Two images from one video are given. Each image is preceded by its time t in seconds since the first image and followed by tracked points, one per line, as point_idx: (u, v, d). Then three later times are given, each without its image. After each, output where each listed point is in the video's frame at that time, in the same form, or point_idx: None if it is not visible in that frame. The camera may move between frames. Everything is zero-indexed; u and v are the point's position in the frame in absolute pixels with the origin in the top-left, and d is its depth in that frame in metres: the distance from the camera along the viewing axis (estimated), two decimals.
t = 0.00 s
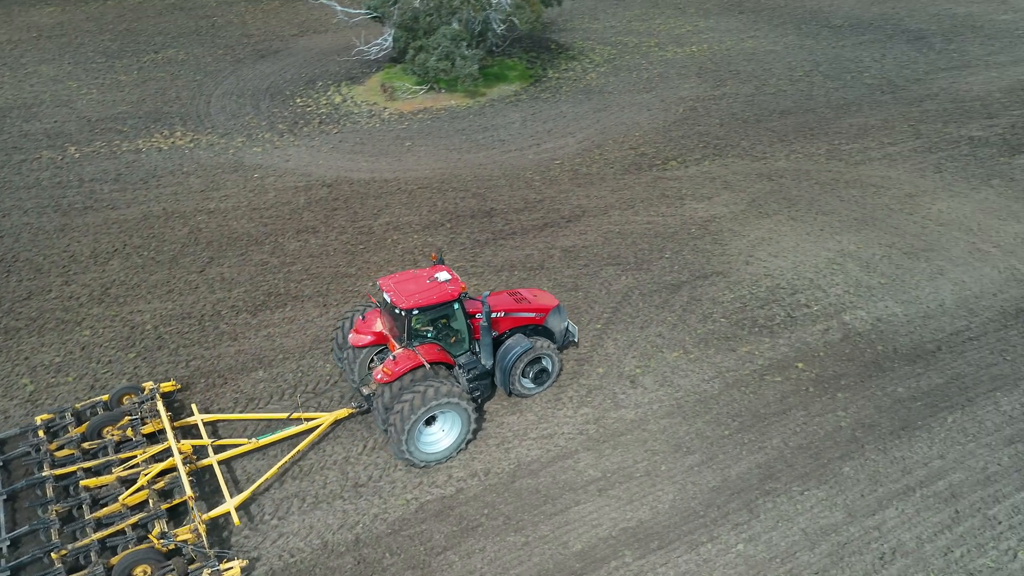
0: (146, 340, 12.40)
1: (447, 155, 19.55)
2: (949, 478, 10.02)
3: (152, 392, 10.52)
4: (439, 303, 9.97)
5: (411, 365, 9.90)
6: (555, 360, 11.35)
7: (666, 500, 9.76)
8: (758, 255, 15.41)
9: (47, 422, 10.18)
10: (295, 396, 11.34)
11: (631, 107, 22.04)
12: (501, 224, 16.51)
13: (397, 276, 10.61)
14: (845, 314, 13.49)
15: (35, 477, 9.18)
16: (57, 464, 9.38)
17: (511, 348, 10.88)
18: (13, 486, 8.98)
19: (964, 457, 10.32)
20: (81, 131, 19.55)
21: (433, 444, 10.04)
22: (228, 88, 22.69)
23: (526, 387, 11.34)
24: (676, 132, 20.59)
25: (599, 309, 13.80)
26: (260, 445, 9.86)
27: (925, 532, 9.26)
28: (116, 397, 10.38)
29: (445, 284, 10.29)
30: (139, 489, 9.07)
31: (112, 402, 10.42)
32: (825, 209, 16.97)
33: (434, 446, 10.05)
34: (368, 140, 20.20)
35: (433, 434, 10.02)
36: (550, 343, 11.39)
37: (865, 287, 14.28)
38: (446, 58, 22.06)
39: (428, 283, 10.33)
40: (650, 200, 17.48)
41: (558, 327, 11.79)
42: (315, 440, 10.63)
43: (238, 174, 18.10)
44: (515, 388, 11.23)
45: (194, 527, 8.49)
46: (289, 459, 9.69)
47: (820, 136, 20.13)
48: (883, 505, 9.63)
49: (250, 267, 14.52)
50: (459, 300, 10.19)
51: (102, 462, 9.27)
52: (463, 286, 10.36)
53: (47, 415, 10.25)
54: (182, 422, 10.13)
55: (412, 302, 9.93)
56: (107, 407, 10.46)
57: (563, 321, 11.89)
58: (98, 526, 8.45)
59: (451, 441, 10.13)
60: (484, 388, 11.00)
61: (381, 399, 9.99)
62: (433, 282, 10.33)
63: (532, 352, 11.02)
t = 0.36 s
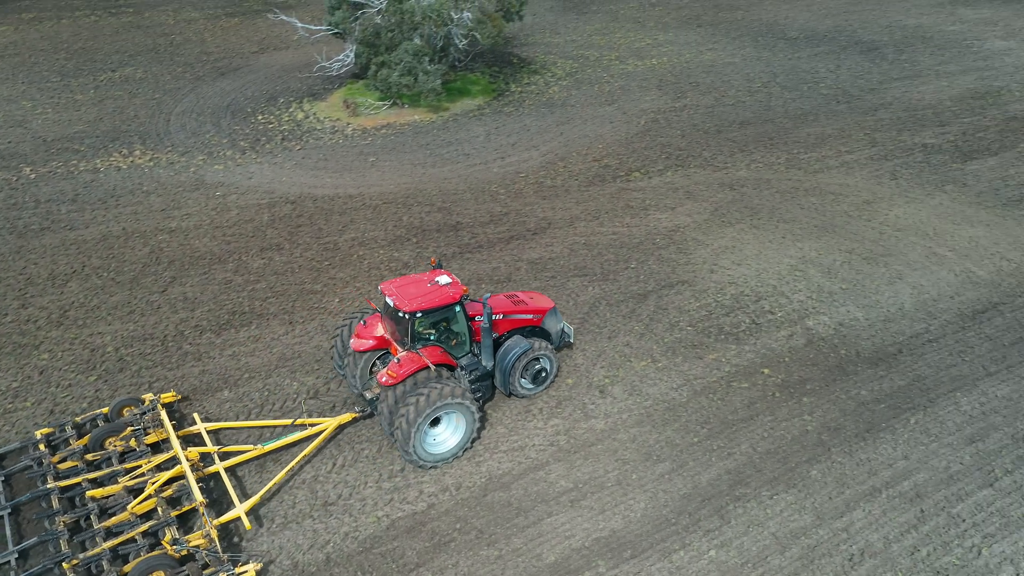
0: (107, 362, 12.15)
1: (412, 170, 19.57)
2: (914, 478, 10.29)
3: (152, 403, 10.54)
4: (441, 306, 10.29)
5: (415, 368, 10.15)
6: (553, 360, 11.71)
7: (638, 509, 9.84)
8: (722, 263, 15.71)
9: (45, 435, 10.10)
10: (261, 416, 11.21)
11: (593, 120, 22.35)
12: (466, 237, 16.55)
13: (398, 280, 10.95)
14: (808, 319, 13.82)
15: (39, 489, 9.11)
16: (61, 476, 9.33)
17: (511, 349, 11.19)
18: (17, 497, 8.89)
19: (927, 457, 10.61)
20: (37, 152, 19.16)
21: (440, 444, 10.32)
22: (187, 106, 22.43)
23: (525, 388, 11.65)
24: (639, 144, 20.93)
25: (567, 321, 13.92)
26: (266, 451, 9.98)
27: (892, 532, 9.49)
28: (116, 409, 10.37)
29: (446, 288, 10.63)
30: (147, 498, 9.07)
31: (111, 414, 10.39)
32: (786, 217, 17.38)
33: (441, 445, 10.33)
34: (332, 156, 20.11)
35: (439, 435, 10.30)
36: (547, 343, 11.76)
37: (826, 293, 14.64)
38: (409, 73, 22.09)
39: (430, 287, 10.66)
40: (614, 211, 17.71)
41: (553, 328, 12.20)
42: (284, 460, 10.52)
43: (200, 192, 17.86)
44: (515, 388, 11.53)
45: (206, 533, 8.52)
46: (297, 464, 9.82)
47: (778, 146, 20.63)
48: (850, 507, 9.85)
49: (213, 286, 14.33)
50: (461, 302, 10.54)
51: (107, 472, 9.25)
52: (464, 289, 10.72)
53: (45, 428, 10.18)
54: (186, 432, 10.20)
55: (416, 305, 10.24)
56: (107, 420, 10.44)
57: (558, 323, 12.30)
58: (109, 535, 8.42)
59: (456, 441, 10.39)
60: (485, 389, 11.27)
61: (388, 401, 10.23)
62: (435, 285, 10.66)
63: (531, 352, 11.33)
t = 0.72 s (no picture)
0: (70, 384, 11.90)
1: (380, 183, 19.53)
2: (882, 480, 10.52)
3: (155, 410, 10.54)
4: (445, 306, 10.61)
5: (420, 367, 10.35)
6: (553, 360, 12.00)
7: (613, 518, 9.90)
8: (690, 271, 15.95)
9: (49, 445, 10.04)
10: (230, 435, 11.05)
11: (560, 131, 22.57)
12: (436, 250, 16.55)
13: (401, 284, 11.26)
14: (776, 325, 14.09)
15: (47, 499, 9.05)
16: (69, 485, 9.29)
17: (511, 349, 11.52)
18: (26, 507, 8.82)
19: (895, 459, 10.87)
20: None
21: (447, 443, 10.63)
22: (150, 122, 22.15)
23: (526, 387, 11.96)
24: (606, 154, 21.19)
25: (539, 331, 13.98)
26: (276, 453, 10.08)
27: (863, 534, 9.68)
28: (120, 417, 10.35)
29: (448, 289, 10.95)
30: (158, 503, 9.06)
31: (115, 422, 10.36)
32: (752, 225, 17.72)
33: (448, 445, 10.64)
34: (298, 171, 19.98)
35: (445, 435, 10.59)
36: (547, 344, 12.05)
37: (793, 298, 14.94)
38: (375, 87, 22.10)
39: (432, 289, 10.98)
40: (582, 222, 17.88)
41: (552, 329, 12.47)
42: (254, 478, 10.40)
43: (164, 209, 17.62)
44: (517, 388, 11.84)
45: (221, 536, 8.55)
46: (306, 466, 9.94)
47: (743, 155, 21.04)
48: (822, 510, 10.03)
49: (179, 303, 14.13)
50: (463, 303, 10.85)
51: (116, 479, 9.23)
52: (466, 291, 11.06)
53: (48, 439, 10.12)
54: (191, 437, 10.25)
55: (419, 306, 10.53)
56: (110, 428, 10.43)
57: (557, 324, 12.58)
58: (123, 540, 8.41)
59: (462, 440, 10.70)
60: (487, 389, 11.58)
61: (392, 405, 10.39)
62: (437, 288, 10.97)
63: (532, 352, 11.63)
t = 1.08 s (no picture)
0: (32, 408, 11.64)
1: (348, 199, 19.45)
2: (854, 485, 10.72)
3: (159, 419, 10.67)
4: (448, 309, 10.83)
5: (425, 370, 10.57)
6: (552, 361, 12.28)
7: (589, 530, 9.93)
8: (660, 282, 16.15)
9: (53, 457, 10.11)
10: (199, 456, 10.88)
11: (529, 145, 22.76)
12: (406, 265, 16.51)
13: (405, 288, 11.45)
14: (745, 334, 14.32)
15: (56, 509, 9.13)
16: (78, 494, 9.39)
17: (512, 352, 11.79)
18: (35, 517, 8.90)
19: (866, 464, 11.09)
20: None
21: (453, 444, 10.85)
22: (113, 141, 21.84)
23: (527, 388, 12.21)
24: (574, 168, 21.40)
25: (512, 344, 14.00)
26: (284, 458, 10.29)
27: (836, 539, 9.85)
28: (124, 427, 10.45)
29: (451, 292, 11.17)
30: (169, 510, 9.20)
31: (119, 432, 10.47)
32: (720, 235, 18.02)
33: (454, 445, 10.85)
34: (265, 188, 19.81)
35: (450, 435, 10.81)
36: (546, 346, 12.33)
37: (762, 307, 15.20)
38: (342, 103, 22.08)
39: (435, 292, 11.18)
40: (552, 235, 18.00)
41: (550, 331, 12.75)
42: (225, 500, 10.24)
43: (129, 228, 17.35)
44: (517, 389, 12.08)
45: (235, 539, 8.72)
46: (314, 469, 10.15)
47: (709, 167, 21.41)
48: (796, 517, 10.18)
49: (144, 323, 13.90)
50: (466, 306, 11.08)
51: (125, 487, 9.35)
52: (468, 293, 11.28)
53: (52, 450, 10.18)
54: (198, 444, 10.41)
55: (423, 309, 10.75)
56: (114, 438, 10.51)
57: (555, 326, 12.86)
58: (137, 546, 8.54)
59: (468, 439, 10.93)
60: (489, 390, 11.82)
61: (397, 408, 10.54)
62: (440, 291, 11.19)
63: (532, 353, 11.90)
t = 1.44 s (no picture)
0: None
1: (318, 216, 19.33)
2: (826, 491, 10.88)
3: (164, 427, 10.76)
4: (451, 313, 11.08)
5: (429, 373, 10.77)
6: (550, 363, 12.62)
7: (565, 544, 9.92)
8: (632, 293, 16.30)
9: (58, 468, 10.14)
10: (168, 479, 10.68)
11: (498, 159, 22.88)
12: (378, 281, 16.41)
13: (407, 293, 11.67)
14: (717, 343, 14.50)
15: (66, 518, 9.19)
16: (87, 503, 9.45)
17: (512, 354, 12.07)
18: (46, 526, 8.95)
19: (838, 471, 11.27)
20: None
21: (458, 445, 11.10)
22: (77, 159, 21.49)
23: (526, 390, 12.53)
24: (545, 181, 21.54)
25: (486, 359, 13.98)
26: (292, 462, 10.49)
27: (810, 546, 9.97)
28: (129, 436, 10.52)
29: (453, 297, 11.43)
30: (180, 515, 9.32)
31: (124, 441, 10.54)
32: (690, 247, 18.26)
33: (459, 447, 11.11)
34: (233, 205, 19.60)
35: (456, 437, 11.06)
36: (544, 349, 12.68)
37: (732, 317, 15.41)
38: (310, 119, 22.00)
39: (437, 297, 11.42)
40: (524, 248, 18.07)
41: (547, 334, 13.17)
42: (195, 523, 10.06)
43: (93, 247, 17.05)
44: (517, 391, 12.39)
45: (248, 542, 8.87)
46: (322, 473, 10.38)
47: (678, 179, 21.71)
48: (770, 525, 10.29)
49: (110, 344, 13.64)
50: (468, 310, 11.34)
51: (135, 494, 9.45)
52: (470, 297, 11.53)
53: (56, 461, 10.22)
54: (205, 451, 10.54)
55: (426, 313, 10.97)
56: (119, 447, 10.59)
57: (551, 330, 13.26)
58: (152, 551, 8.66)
59: (472, 440, 11.17)
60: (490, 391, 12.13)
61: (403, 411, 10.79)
62: (442, 296, 11.43)
63: (531, 355, 12.22)
